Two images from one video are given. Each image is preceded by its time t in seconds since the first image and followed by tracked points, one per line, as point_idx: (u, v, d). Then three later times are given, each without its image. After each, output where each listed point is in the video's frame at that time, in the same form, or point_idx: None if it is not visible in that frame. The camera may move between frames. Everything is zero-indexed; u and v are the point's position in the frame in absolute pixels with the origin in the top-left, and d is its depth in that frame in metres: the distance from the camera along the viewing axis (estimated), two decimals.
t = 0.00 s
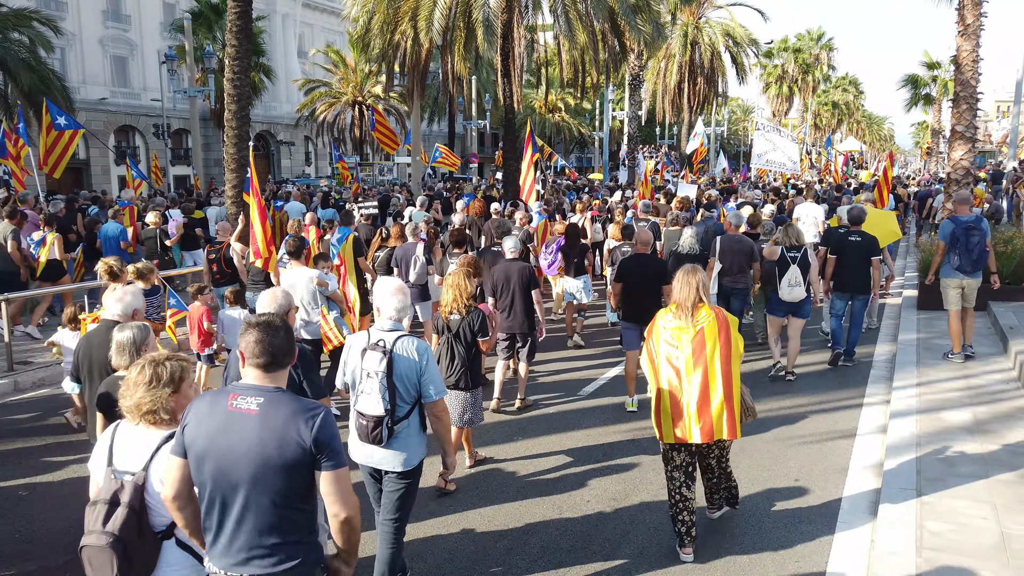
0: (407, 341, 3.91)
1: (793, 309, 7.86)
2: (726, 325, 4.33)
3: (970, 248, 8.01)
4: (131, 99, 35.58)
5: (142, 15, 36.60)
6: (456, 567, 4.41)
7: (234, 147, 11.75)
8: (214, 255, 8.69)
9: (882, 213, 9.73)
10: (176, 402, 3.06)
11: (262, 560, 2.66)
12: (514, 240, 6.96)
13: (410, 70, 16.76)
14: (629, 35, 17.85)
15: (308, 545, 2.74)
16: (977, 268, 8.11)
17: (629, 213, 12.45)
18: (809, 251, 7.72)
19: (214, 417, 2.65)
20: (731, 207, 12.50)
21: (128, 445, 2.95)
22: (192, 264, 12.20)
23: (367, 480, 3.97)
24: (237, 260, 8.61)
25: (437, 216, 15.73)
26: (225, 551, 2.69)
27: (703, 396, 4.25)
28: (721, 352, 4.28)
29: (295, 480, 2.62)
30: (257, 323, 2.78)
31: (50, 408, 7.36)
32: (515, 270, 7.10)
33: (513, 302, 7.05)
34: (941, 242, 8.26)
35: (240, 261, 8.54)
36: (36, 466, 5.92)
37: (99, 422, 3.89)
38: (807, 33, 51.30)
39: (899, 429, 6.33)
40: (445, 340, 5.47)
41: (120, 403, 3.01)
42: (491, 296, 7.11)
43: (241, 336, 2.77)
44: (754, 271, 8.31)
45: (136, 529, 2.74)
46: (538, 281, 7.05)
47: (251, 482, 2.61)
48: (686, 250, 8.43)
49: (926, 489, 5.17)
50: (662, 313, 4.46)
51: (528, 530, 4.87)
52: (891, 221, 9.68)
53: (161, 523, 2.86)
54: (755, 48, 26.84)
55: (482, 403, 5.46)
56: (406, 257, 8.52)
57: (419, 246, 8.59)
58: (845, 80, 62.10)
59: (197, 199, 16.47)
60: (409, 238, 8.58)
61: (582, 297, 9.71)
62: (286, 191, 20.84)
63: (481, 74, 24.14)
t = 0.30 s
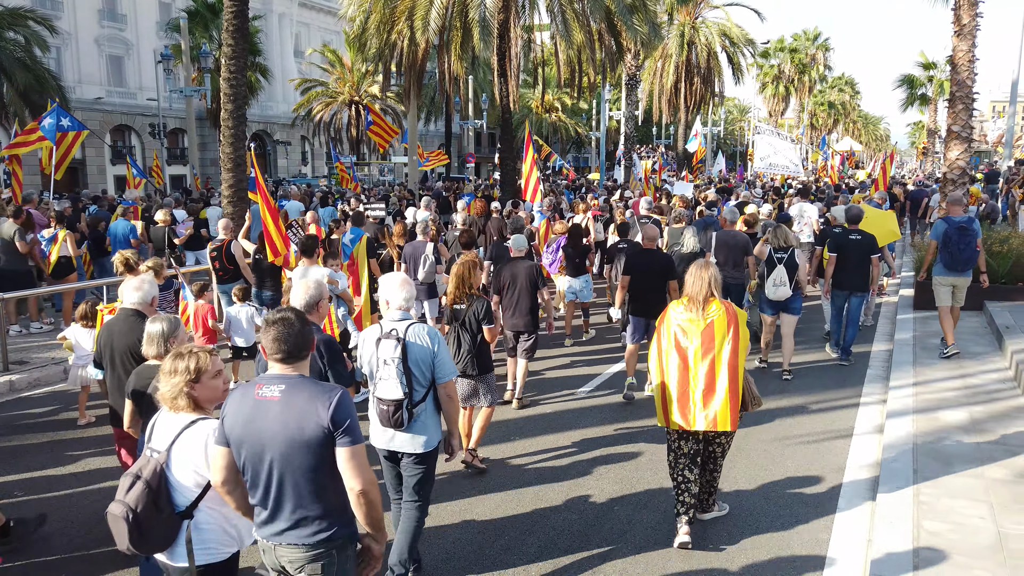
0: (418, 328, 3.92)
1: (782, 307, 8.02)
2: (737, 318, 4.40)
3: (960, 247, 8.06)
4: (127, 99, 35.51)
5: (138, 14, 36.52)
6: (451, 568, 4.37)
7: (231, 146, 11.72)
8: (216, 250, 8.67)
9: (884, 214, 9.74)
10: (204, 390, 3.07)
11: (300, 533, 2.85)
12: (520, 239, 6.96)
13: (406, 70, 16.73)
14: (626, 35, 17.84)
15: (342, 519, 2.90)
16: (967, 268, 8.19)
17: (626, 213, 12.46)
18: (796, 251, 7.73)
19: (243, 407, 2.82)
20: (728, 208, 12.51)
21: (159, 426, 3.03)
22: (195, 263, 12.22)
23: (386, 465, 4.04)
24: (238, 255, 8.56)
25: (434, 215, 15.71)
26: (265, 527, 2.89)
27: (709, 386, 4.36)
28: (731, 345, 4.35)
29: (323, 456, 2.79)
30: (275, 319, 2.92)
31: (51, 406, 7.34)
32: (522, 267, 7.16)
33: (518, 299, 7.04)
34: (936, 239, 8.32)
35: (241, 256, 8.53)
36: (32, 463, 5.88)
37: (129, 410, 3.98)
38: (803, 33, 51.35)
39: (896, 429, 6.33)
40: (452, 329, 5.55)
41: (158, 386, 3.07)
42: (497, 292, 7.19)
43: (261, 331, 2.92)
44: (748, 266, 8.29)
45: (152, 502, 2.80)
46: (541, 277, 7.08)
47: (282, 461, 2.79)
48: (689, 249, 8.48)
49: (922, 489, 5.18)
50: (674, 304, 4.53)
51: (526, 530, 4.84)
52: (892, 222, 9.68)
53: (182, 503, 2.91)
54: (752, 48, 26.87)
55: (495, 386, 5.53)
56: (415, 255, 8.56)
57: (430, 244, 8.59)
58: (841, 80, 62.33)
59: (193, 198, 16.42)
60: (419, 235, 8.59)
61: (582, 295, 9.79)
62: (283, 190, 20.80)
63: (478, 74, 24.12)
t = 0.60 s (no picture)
0: (431, 316, 4.12)
1: (769, 302, 8.31)
2: (743, 310, 4.69)
3: (955, 243, 8.31)
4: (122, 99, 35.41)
5: (133, 13, 36.44)
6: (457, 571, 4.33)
7: (227, 146, 11.69)
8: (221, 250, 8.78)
9: (882, 212, 9.76)
10: (233, 370, 3.27)
11: (332, 502, 2.93)
12: (518, 240, 6.95)
13: (403, 70, 16.70)
14: (622, 35, 17.84)
15: (370, 488, 3.00)
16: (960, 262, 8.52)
17: (623, 213, 12.46)
18: (781, 247, 8.03)
19: (273, 387, 2.92)
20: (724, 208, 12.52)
21: (191, 406, 3.22)
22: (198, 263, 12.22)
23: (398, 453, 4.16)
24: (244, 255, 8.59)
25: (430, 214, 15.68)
26: (298, 501, 2.96)
27: (717, 373, 4.63)
28: (737, 335, 4.65)
29: (350, 427, 2.89)
30: (300, 304, 3.05)
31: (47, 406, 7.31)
32: (522, 265, 7.15)
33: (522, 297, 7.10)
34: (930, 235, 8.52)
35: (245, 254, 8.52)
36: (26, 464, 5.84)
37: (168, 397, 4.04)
38: (799, 33, 51.37)
39: (892, 429, 6.34)
40: (462, 326, 5.61)
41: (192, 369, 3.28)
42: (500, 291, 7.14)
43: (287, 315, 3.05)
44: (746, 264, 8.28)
45: (185, 474, 3.02)
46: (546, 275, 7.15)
47: (312, 434, 2.88)
48: (687, 248, 8.54)
49: (919, 488, 5.18)
50: (682, 296, 4.88)
51: (523, 531, 4.81)
52: (891, 221, 9.69)
53: (214, 475, 3.10)
54: (748, 48, 26.87)
55: (498, 380, 5.66)
56: (421, 254, 8.48)
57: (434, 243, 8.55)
58: (838, 80, 62.42)
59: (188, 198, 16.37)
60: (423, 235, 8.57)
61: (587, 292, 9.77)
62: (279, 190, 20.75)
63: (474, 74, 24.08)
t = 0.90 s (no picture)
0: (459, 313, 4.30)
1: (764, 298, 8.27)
2: (744, 306, 4.73)
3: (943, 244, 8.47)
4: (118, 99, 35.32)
5: (129, 13, 36.36)
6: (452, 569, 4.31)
7: (223, 146, 11.67)
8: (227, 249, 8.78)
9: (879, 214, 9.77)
10: (270, 362, 3.41)
11: (374, 486, 3.06)
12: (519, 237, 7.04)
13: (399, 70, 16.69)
14: (619, 35, 17.84)
15: (406, 474, 3.15)
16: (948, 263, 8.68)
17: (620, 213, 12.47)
18: (775, 244, 8.08)
19: (325, 374, 3.05)
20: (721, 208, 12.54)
21: (231, 395, 3.34)
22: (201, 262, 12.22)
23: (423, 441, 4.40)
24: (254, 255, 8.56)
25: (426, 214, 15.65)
26: (339, 485, 3.07)
27: (721, 369, 4.65)
28: (739, 332, 4.68)
29: (398, 415, 3.06)
30: (351, 298, 3.22)
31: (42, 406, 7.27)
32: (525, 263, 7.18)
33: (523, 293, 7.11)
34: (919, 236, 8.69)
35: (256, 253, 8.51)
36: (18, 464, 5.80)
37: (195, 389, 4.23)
38: (795, 33, 51.41)
39: (888, 428, 6.34)
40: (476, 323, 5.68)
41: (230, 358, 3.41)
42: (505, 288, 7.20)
43: (337, 308, 3.20)
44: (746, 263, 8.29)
45: (226, 459, 3.14)
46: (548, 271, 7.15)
47: (363, 421, 3.03)
48: (688, 243, 8.45)
49: (916, 488, 5.18)
50: (684, 298, 4.86)
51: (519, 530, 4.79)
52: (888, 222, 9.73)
53: (252, 461, 3.23)
54: (744, 48, 26.89)
55: (512, 378, 5.70)
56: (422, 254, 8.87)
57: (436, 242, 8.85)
58: (833, 80, 62.56)
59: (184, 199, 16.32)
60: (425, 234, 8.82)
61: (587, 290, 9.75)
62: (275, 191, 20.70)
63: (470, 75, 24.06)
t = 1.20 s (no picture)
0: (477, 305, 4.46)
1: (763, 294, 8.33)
2: (739, 297, 4.81)
3: (927, 239, 8.61)
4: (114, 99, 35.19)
5: (125, 13, 36.26)
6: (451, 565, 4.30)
7: (219, 147, 11.64)
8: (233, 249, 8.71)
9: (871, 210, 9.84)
10: (320, 354, 3.47)
11: (419, 463, 3.22)
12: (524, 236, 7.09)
13: (396, 70, 16.67)
14: (615, 35, 17.83)
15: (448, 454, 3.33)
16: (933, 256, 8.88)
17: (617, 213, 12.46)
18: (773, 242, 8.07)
19: (380, 356, 3.22)
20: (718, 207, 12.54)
21: (280, 385, 3.40)
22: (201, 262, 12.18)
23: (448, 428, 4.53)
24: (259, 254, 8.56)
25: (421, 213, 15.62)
26: (387, 459, 3.22)
27: (722, 360, 4.72)
28: (737, 322, 4.75)
29: (445, 399, 3.24)
30: (403, 284, 3.37)
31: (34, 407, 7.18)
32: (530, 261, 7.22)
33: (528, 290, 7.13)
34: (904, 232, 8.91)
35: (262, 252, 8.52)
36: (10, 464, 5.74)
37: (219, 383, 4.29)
38: (791, 33, 51.46)
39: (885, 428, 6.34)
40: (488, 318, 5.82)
41: (276, 348, 3.45)
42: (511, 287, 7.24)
43: (389, 295, 3.36)
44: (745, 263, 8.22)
45: (285, 448, 3.19)
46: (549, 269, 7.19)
47: (413, 402, 3.19)
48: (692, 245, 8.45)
49: (913, 487, 5.17)
50: (683, 293, 4.88)
51: (516, 528, 4.75)
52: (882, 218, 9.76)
53: (305, 447, 3.30)
54: (740, 49, 26.92)
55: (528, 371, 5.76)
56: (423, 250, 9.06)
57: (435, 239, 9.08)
58: (829, 81, 62.67)
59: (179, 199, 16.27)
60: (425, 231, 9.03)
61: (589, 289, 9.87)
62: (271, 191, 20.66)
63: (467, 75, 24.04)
